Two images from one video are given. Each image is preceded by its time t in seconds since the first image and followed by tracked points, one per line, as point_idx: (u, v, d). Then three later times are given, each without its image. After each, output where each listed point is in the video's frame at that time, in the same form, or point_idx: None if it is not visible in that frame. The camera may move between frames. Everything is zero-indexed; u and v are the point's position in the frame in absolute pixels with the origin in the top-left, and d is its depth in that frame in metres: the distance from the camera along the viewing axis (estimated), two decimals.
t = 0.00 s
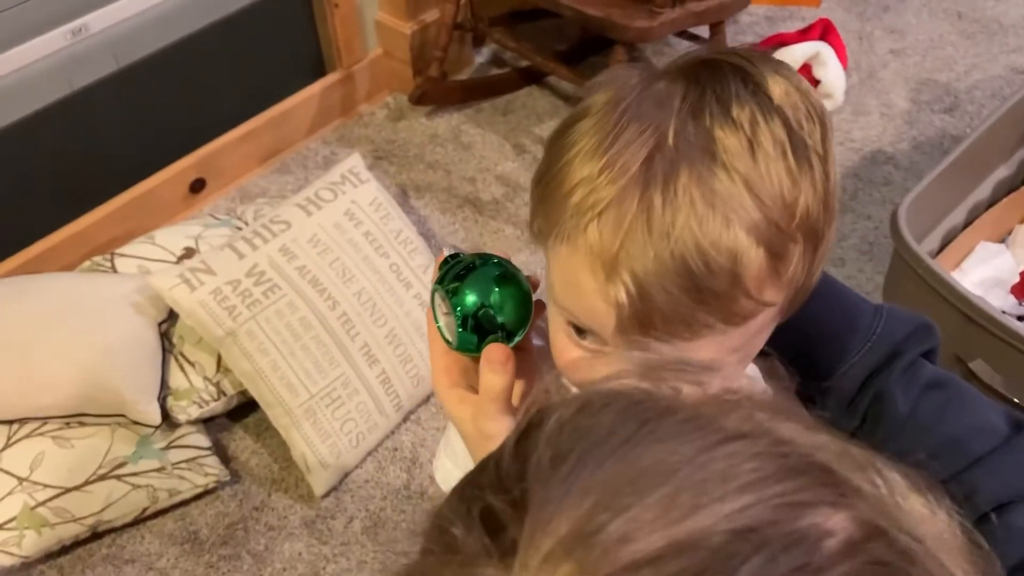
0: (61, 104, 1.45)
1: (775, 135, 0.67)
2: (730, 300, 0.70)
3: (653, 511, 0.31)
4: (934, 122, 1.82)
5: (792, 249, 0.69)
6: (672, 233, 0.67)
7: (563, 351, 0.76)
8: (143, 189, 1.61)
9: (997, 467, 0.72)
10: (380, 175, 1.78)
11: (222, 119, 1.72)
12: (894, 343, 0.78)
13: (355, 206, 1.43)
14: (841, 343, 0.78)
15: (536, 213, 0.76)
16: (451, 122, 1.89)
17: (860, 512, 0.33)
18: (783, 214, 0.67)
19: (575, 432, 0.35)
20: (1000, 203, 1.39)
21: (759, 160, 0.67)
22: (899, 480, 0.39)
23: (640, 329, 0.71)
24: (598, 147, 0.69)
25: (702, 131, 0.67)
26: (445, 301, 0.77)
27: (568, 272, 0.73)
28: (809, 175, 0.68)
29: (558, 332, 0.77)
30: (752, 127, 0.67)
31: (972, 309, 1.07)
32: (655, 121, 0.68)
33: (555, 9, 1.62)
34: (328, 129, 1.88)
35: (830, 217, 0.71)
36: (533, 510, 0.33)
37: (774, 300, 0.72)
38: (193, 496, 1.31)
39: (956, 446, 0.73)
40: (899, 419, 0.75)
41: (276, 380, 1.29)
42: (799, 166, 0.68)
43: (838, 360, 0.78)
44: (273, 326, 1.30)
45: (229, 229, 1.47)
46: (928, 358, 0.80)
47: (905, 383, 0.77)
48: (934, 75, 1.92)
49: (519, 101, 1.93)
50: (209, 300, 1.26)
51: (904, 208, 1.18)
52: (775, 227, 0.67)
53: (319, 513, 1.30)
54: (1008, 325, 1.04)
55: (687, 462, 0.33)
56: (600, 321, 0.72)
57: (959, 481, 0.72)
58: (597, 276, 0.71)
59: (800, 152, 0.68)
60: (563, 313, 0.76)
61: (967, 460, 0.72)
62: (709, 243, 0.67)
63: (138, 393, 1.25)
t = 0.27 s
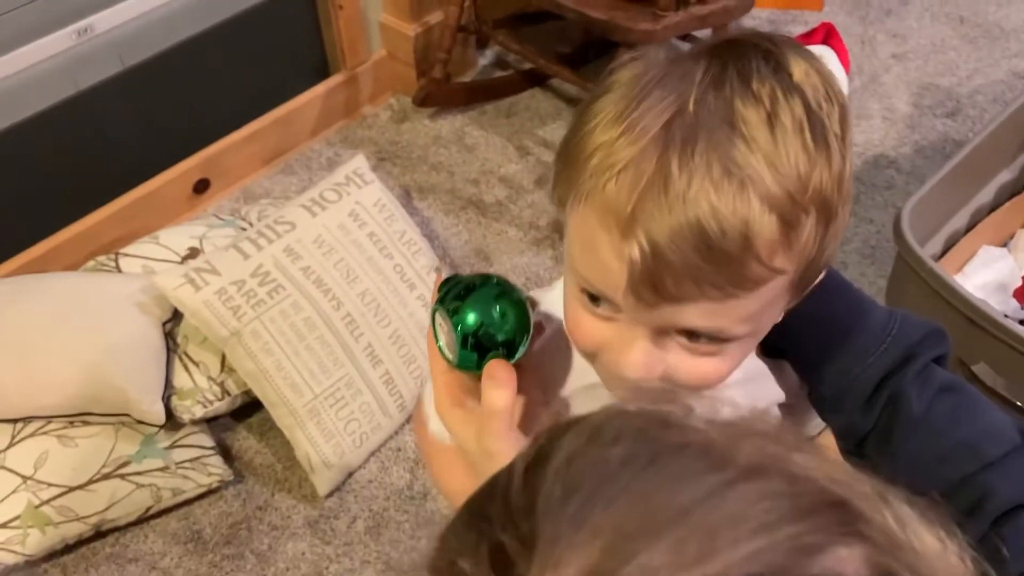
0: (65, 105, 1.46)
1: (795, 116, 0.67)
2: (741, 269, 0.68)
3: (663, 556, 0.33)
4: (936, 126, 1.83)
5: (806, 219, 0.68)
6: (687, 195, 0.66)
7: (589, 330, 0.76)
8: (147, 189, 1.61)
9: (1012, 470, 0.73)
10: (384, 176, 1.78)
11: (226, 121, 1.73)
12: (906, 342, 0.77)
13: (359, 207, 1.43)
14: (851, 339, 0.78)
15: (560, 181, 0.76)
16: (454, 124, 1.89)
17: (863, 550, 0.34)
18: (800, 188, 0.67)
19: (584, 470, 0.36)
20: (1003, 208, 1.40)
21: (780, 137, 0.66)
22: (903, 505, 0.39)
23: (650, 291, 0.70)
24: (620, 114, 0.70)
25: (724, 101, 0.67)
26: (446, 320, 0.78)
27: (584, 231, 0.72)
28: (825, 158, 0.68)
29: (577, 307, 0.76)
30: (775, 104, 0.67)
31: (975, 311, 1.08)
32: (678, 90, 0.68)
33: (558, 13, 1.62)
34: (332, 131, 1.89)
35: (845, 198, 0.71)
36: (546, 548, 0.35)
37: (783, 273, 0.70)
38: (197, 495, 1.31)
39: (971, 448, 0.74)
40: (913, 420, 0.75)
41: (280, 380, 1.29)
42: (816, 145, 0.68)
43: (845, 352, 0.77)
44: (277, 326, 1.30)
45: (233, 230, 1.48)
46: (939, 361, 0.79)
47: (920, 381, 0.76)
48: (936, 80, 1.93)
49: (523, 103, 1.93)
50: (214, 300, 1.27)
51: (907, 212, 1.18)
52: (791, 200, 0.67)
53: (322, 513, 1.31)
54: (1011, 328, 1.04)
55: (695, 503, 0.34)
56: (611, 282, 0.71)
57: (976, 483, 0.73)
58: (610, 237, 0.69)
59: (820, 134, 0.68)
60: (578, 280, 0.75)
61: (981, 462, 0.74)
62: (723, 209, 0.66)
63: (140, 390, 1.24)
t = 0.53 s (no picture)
0: (70, 107, 1.46)
1: (803, 110, 0.66)
2: (712, 235, 0.69)
3: None
4: (936, 133, 1.83)
5: (788, 200, 0.68)
6: (670, 154, 0.67)
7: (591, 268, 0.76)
8: (151, 191, 1.62)
9: None
10: (386, 180, 1.79)
11: (230, 124, 1.73)
12: (947, 363, 0.75)
13: (363, 210, 1.43)
14: (858, 319, 0.78)
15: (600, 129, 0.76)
16: (457, 128, 1.90)
17: None
18: (787, 171, 0.66)
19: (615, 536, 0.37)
20: (1004, 214, 1.40)
21: (779, 125, 0.66)
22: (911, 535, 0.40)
23: (629, 239, 0.71)
24: (658, 71, 0.70)
25: (738, 77, 0.67)
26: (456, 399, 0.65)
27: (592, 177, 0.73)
28: (821, 155, 0.67)
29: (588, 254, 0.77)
30: (785, 94, 0.66)
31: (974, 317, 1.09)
32: (703, 60, 0.68)
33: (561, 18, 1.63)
34: (335, 133, 1.89)
35: (845, 193, 0.69)
36: None
37: (757, 249, 0.70)
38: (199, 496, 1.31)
39: (999, 472, 0.72)
40: (945, 437, 0.73)
41: (282, 381, 1.30)
42: (817, 139, 0.66)
43: (854, 330, 0.77)
44: (280, 328, 1.31)
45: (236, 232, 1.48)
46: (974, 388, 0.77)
47: (957, 406, 0.74)
48: (937, 86, 1.94)
49: (525, 107, 1.94)
50: (217, 303, 1.27)
51: (908, 217, 1.19)
52: (771, 180, 0.67)
53: (325, 515, 1.31)
54: (1009, 333, 1.05)
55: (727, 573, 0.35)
56: (601, 228, 0.73)
57: (1004, 507, 0.70)
58: (605, 184, 0.71)
59: (825, 132, 0.67)
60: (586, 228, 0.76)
61: (1009, 488, 0.71)
62: (702, 178, 0.67)
63: (144, 391, 1.25)
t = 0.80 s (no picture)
0: (71, 112, 1.46)
1: (852, 81, 0.58)
2: (763, 203, 0.61)
3: None
4: (934, 140, 1.84)
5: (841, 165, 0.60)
6: (727, 118, 0.60)
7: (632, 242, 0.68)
8: (151, 195, 1.62)
9: None
10: (386, 185, 1.79)
11: (230, 129, 1.74)
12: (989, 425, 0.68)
13: (363, 215, 1.44)
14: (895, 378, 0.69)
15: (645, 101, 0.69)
16: (457, 134, 1.90)
17: None
18: (842, 145, 0.59)
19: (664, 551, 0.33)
20: (1002, 222, 1.41)
21: (829, 96, 0.58)
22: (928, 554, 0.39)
23: (681, 205, 0.63)
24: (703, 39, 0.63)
25: (789, 49, 0.59)
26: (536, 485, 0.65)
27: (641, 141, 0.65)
28: (874, 127, 0.59)
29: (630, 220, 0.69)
30: (837, 60, 0.58)
31: (972, 323, 1.09)
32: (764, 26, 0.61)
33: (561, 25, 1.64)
34: (335, 139, 1.90)
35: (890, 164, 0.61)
36: None
37: (813, 215, 0.62)
38: (199, 501, 1.31)
39: None
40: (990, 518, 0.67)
41: (282, 386, 1.30)
42: (872, 112, 0.59)
43: (883, 387, 0.69)
44: (280, 333, 1.31)
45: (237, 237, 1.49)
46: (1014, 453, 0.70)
47: (1002, 480, 0.67)
48: (935, 94, 1.95)
49: (525, 114, 1.94)
50: (218, 307, 1.27)
51: (907, 225, 1.20)
52: (828, 146, 0.59)
53: (324, 520, 1.31)
54: (1006, 339, 1.06)
55: None
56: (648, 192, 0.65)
57: None
58: (657, 147, 0.63)
59: (876, 103, 0.59)
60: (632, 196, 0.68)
61: None
62: (755, 139, 0.59)
63: (144, 396, 1.24)
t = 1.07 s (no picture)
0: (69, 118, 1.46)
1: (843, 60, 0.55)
2: (788, 192, 0.56)
3: None
4: (930, 147, 1.85)
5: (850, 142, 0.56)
6: (742, 109, 0.54)
7: (641, 255, 0.62)
8: (149, 202, 1.62)
9: None
10: (384, 192, 1.80)
11: (228, 135, 1.74)
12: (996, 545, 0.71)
13: (362, 222, 1.44)
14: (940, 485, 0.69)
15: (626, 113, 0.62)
16: (454, 140, 1.91)
17: None
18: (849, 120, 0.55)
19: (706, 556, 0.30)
20: (997, 229, 1.41)
21: (827, 73, 0.55)
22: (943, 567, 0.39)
23: (705, 206, 0.56)
24: (684, 47, 0.57)
25: (779, 37, 0.55)
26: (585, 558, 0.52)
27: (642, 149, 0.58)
28: (873, 103, 0.56)
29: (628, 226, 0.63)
30: (827, 41, 0.55)
31: (969, 331, 1.09)
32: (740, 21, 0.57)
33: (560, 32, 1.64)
34: (333, 145, 1.90)
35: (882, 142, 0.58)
36: None
37: (830, 195, 0.57)
38: (197, 508, 1.31)
39: None
40: None
41: (280, 392, 1.30)
42: (868, 88, 0.56)
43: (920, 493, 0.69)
44: (278, 339, 1.31)
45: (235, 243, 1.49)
46: None
47: None
48: (930, 102, 1.95)
49: (522, 120, 1.95)
50: (216, 314, 1.27)
51: (904, 231, 1.21)
52: (839, 123, 0.55)
53: (322, 526, 1.31)
54: (1005, 348, 1.06)
55: None
56: (668, 197, 0.57)
57: None
58: (669, 149, 0.56)
59: (868, 78, 0.56)
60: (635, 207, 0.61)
61: None
62: (772, 126, 0.54)
63: (142, 403, 1.25)
